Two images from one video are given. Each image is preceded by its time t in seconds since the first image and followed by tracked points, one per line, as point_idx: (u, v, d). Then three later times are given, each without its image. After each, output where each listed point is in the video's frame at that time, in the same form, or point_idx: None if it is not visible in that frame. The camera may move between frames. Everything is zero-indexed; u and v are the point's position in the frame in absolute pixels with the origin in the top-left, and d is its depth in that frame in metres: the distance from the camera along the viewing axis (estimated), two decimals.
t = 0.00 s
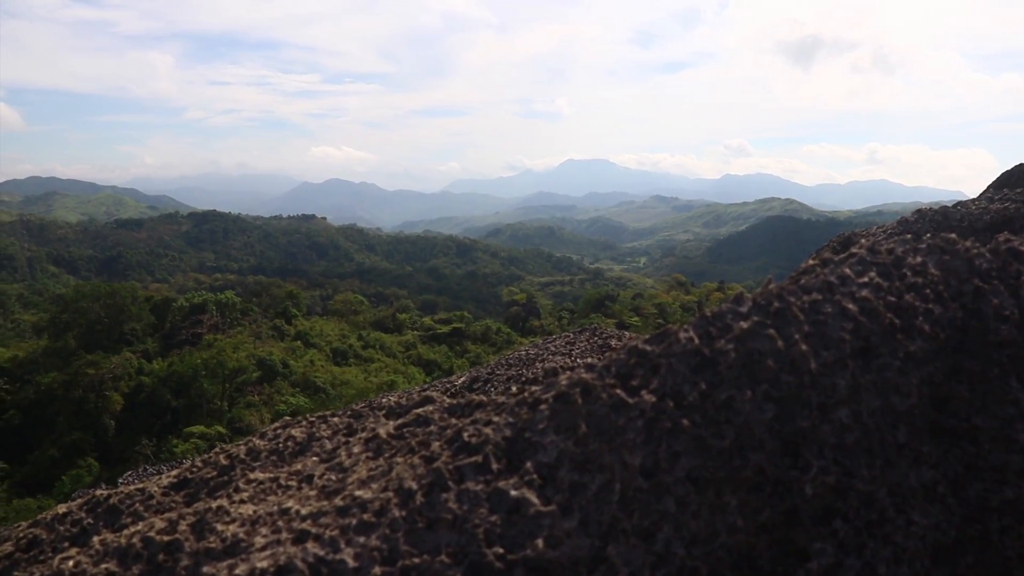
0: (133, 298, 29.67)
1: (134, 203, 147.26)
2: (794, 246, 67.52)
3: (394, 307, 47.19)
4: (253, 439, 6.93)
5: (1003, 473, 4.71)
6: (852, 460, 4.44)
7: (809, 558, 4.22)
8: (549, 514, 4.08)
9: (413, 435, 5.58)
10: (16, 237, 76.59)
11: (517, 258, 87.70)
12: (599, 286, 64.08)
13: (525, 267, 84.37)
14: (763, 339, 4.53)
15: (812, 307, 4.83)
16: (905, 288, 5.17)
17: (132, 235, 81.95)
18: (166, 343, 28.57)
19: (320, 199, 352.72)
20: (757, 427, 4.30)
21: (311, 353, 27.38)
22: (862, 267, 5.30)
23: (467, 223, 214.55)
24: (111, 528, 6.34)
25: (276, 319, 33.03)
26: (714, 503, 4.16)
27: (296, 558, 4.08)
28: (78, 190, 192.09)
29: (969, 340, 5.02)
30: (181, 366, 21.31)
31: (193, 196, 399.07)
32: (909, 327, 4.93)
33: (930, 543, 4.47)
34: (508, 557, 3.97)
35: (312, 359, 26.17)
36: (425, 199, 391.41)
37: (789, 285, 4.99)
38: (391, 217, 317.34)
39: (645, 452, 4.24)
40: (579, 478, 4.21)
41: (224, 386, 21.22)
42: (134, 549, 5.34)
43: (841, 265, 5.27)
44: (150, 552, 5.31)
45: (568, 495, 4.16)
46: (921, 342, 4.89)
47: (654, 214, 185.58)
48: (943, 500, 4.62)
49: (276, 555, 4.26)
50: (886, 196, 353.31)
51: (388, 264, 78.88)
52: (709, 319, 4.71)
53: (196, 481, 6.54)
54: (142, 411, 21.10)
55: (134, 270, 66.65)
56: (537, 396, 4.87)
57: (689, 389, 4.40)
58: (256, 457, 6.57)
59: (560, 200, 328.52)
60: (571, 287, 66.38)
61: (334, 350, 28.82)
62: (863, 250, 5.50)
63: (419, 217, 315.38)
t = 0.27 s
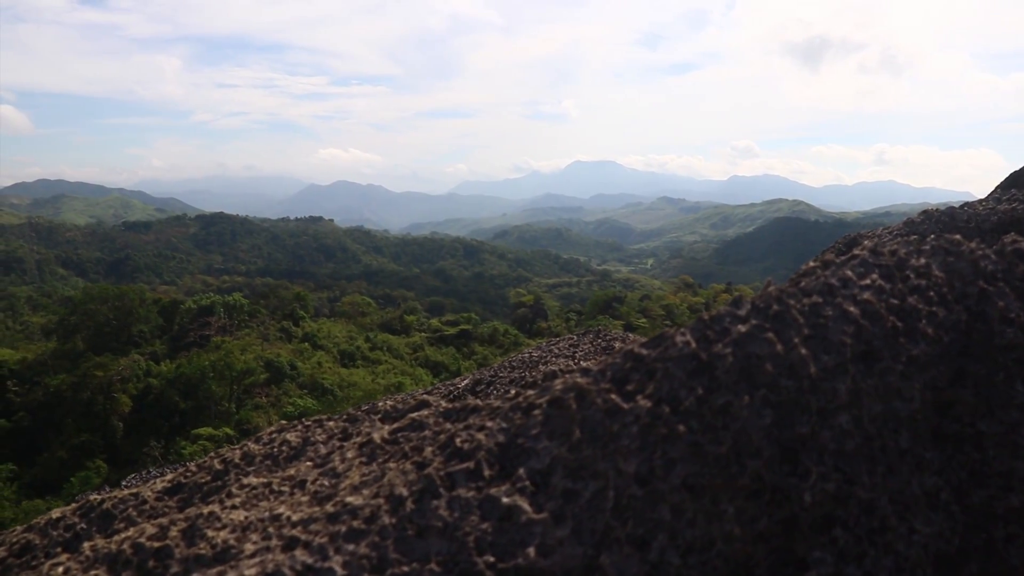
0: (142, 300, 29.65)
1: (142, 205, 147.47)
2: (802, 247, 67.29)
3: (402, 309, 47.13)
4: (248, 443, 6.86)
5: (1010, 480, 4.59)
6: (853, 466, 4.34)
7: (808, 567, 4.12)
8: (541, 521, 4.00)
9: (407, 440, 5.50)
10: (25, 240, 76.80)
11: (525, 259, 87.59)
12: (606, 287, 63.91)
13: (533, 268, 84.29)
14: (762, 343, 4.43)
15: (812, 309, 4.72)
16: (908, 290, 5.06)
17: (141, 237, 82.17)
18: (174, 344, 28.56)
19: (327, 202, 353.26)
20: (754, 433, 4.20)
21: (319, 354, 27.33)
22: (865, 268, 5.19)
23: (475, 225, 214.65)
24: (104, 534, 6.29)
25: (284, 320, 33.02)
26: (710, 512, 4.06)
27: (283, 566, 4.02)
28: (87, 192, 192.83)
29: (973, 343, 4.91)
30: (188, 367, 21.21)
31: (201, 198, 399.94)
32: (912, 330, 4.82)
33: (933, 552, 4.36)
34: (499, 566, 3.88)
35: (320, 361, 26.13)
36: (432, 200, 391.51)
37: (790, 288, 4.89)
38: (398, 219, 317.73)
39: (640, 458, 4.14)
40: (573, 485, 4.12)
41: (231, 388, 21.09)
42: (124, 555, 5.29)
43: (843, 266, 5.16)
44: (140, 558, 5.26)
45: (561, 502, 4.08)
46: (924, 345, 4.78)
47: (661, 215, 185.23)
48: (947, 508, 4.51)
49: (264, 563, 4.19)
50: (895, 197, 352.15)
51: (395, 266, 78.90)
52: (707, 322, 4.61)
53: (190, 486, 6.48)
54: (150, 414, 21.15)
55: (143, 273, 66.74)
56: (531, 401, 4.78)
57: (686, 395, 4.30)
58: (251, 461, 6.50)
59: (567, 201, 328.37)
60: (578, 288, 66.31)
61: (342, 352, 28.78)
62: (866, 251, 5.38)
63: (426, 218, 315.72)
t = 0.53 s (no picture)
0: (150, 299, 29.46)
1: (150, 204, 147.74)
2: (810, 248, 67.11)
3: (409, 309, 47.06)
4: (242, 444, 6.78)
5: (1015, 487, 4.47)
6: (852, 473, 4.23)
7: None
8: (531, 529, 3.90)
9: (400, 443, 5.42)
10: (34, 239, 76.98)
11: (532, 259, 87.47)
12: (614, 288, 63.77)
13: (540, 268, 84.22)
14: (759, 347, 4.32)
15: (812, 312, 4.60)
16: (910, 293, 4.95)
17: (149, 236, 82.36)
18: (182, 344, 28.50)
19: (335, 202, 353.83)
20: (750, 439, 4.09)
21: (326, 354, 27.30)
22: (866, 270, 5.08)
23: (483, 225, 214.70)
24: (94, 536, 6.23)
25: (292, 320, 32.98)
26: (706, 519, 3.96)
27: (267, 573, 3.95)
28: (96, 192, 193.49)
29: (978, 348, 4.78)
30: (196, 368, 21.16)
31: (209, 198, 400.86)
32: (915, 334, 4.71)
33: (935, 562, 4.25)
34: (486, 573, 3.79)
35: (327, 360, 26.08)
36: (440, 200, 391.64)
37: (789, 290, 4.78)
38: (406, 220, 318.04)
39: (634, 465, 4.04)
40: (564, 492, 4.04)
41: (239, 387, 21.23)
42: (111, 560, 5.23)
43: (845, 268, 5.05)
44: (128, 562, 5.20)
45: (552, 509, 3.99)
46: (926, 349, 4.66)
47: (669, 216, 184.89)
48: (949, 517, 4.41)
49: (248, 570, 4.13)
50: (904, 198, 350.99)
51: (402, 266, 78.90)
52: (704, 325, 4.51)
53: (183, 488, 6.42)
54: (159, 413, 20.74)
55: (151, 272, 66.80)
56: (524, 404, 4.70)
57: (681, 400, 4.19)
58: (244, 463, 6.42)
59: (575, 202, 328.18)
60: (586, 289, 66.22)
61: (349, 351, 28.71)
62: (869, 252, 5.26)
63: (433, 218, 316.03)
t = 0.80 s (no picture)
0: (160, 300, 29.34)
1: (160, 205, 148.07)
2: (820, 247, 66.76)
3: (418, 309, 46.95)
4: (236, 449, 6.70)
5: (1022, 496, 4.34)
6: (854, 482, 4.11)
7: None
8: (522, 540, 3.80)
9: (394, 449, 5.32)
10: (45, 240, 77.25)
11: (541, 260, 87.31)
12: (623, 288, 63.60)
13: (549, 269, 84.06)
14: (758, 353, 4.20)
15: (813, 317, 4.48)
16: (915, 296, 4.80)
17: (159, 237, 82.63)
18: (192, 344, 28.48)
19: (344, 202, 354.45)
20: (747, 447, 3.98)
21: (336, 354, 27.19)
22: (869, 273, 4.94)
23: (493, 225, 214.77)
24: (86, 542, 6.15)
25: (301, 320, 32.92)
26: (702, 530, 3.86)
27: None
28: (108, 192, 194.30)
29: (985, 353, 4.64)
30: (205, 367, 21.01)
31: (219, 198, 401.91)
32: (919, 339, 4.56)
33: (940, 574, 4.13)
34: None
35: (337, 361, 25.96)
36: (449, 200, 391.74)
37: (789, 294, 4.65)
38: (415, 220, 318.29)
39: (627, 474, 3.94)
40: (556, 501, 3.95)
41: (248, 388, 20.84)
42: (99, 566, 5.15)
43: (846, 271, 4.92)
44: (117, 569, 5.12)
45: (543, 519, 3.89)
46: (931, 354, 4.52)
47: (679, 216, 184.44)
48: (954, 527, 4.29)
49: None
50: (915, 198, 349.49)
51: (411, 266, 78.87)
52: (701, 329, 4.40)
53: (176, 492, 6.33)
54: (168, 413, 20.75)
55: (161, 273, 66.93)
56: (518, 411, 4.60)
57: (677, 407, 4.09)
58: (239, 469, 6.34)
59: (584, 202, 327.87)
60: (596, 289, 66.03)
61: (358, 352, 28.62)
62: (872, 255, 5.12)
63: (442, 219, 316.26)
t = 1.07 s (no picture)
0: (169, 300, 29.02)
1: (169, 206, 148.53)
2: (829, 248, 66.46)
3: (427, 310, 46.87)
4: (229, 454, 6.59)
5: None
6: (853, 494, 3.99)
7: None
8: (509, 552, 3.69)
9: (385, 455, 5.22)
10: (55, 240, 77.43)
11: (550, 260, 87.19)
12: (632, 289, 63.42)
13: (558, 269, 83.89)
14: (754, 359, 4.08)
15: (812, 322, 4.35)
16: (917, 300, 4.67)
17: (169, 238, 82.76)
18: (201, 345, 28.37)
19: (353, 203, 354.87)
20: (743, 457, 3.85)
21: (344, 355, 27.08)
22: (871, 277, 4.81)
23: (501, 226, 214.74)
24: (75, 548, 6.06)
25: (310, 320, 32.82)
26: (694, 543, 3.75)
27: None
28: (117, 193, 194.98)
29: (990, 359, 4.49)
30: (215, 367, 20.79)
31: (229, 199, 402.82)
32: (921, 345, 4.43)
33: None
34: None
35: (345, 362, 25.84)
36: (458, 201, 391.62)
37: (788, 298, 4.53)
38: (424, 220, 318.41)
39: (618, 484, 3.83)
40: (545, 512, 3.84)
41: (257, 389, 20.55)
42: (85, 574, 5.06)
43: (848, 275, 4.79)
44: None
45: (532, 529, 3.78)
46: (934, 360, 4.39)
47: (687, 217, 184.09)
48: (957, 539, 4.16)
49: None
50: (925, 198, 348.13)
51: (420, 267, 78.80)
52: (696, 335, 4.29)
53: (167, 498, 6.24)
54: (177, 412, 20.63)
55: (170, 273, 66.98)
56: (509, 418, 4.49)
57: (670, 415, 3.97)
58: (230, 474, 6.24)
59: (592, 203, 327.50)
60: (604, 290, 65.82)
61: (367, 352, 28.51)
62: (875, 258, 4.98)
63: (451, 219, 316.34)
